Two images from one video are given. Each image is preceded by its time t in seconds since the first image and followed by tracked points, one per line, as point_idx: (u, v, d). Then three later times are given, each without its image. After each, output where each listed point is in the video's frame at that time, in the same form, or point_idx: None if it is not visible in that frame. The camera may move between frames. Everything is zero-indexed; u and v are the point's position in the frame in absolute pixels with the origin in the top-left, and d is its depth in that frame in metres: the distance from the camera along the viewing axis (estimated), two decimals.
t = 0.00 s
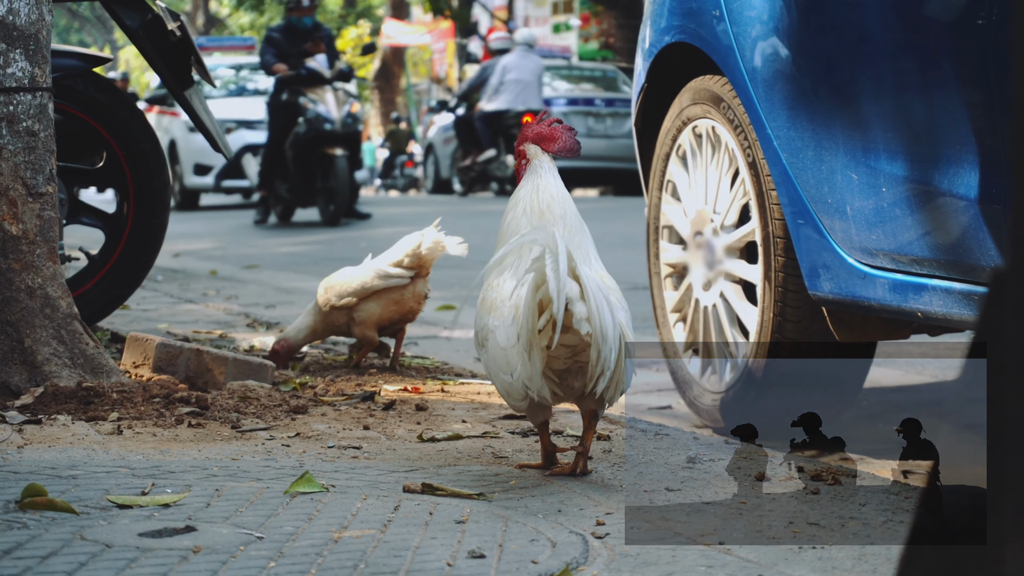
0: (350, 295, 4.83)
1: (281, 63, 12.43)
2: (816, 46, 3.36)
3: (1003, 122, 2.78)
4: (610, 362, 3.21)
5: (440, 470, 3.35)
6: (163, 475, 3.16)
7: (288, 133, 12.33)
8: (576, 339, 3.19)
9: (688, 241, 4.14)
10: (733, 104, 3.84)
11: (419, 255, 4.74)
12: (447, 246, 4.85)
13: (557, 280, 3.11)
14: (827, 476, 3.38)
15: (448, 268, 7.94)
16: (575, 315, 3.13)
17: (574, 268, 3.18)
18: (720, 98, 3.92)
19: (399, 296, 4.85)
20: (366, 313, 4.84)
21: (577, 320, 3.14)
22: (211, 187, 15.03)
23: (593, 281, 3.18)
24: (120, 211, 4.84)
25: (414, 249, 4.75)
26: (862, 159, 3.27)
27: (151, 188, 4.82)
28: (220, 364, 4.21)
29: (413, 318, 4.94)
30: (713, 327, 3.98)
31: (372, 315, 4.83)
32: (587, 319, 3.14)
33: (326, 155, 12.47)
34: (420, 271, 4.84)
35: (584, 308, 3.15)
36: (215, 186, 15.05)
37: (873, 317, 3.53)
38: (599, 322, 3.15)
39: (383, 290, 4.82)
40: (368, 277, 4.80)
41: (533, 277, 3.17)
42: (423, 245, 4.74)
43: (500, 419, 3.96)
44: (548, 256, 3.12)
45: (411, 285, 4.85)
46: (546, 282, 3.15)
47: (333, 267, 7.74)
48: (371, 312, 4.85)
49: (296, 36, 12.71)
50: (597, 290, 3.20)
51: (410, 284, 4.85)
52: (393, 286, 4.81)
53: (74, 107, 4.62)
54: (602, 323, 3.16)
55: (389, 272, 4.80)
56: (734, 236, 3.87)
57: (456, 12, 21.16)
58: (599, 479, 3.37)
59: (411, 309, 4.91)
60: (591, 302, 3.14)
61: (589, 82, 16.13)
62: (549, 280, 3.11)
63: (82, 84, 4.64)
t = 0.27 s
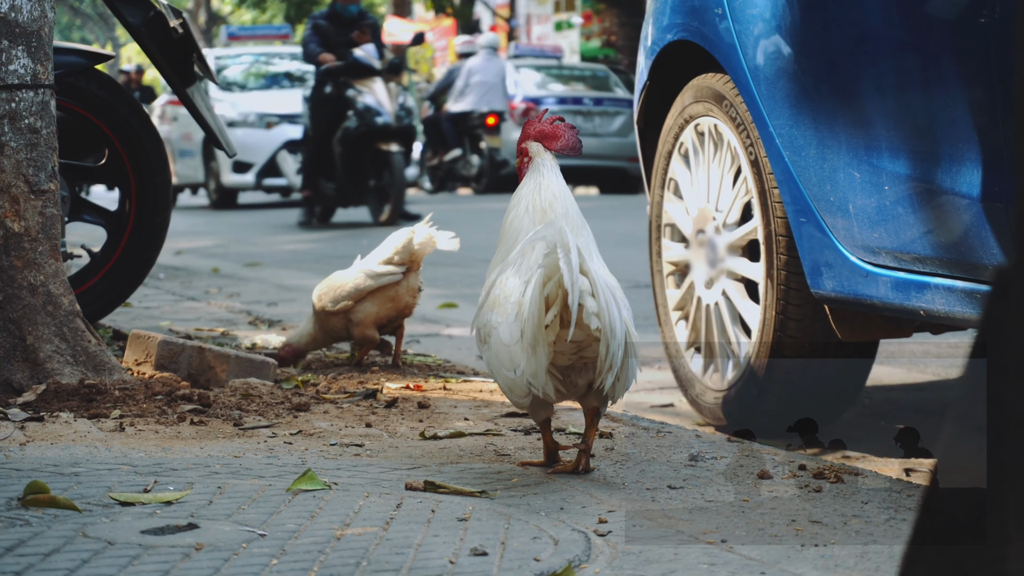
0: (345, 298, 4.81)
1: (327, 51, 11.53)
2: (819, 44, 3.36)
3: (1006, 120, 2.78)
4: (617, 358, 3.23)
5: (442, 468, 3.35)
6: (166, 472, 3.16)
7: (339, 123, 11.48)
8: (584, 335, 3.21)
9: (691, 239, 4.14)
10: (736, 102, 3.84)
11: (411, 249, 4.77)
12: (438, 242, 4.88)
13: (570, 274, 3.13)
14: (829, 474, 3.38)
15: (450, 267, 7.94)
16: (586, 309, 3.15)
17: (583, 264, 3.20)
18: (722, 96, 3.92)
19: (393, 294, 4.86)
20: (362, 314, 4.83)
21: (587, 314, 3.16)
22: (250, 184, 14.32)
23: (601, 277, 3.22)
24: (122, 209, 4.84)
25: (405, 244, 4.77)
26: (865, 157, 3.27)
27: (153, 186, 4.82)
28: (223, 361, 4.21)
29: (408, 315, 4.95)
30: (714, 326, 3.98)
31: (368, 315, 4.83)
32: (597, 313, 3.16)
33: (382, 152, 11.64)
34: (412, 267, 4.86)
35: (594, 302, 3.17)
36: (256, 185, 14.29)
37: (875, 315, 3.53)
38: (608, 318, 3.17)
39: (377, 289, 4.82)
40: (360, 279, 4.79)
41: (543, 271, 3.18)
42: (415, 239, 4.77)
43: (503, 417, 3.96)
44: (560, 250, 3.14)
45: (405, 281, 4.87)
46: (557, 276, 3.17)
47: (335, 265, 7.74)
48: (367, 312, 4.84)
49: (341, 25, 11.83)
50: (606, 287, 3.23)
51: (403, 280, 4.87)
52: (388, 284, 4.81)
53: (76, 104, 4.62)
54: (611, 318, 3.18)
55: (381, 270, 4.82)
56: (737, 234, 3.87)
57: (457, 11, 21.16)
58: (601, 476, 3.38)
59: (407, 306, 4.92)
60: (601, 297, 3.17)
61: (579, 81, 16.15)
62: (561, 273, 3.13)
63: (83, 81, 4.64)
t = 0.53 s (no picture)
0: (341, 297, 4.82)
1: (381, 42, 10.93)
2: (822, 43, 3.36)
3: (1011, 119, 2.78)
4: (616, 360, 3.22)
5: (444, 466, 3.35)
6: (167, 471, 3.16)
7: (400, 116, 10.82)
8: (583, 336, 3.20)
9: (693, 238, 4.14)
10: (739, 101, 3.84)
11: (410, 246, 4.80)
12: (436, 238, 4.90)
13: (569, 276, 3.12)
14: (831, 474, 3.38)
15: (452, 266, 7.94)
16: (584, 311, 3.14)
17: (584, 265, 3.19)
18: (725, 95, 3.92)
19: (390, 293, 4.89)
20: (359, 312, 4.86)
21: (585, 316, 3.14)
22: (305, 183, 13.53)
23: (603, 279, 3.20)
24: (124, 207, 4.84)
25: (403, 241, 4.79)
26: (867, 156, 3.26)
27: (155, 184, 4.82)
28: (224, 360, 4.21)
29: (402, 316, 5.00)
30: (716, 325, 3.99)
31: (365, 314, 4.86)
32: (596, 316, 3.15)
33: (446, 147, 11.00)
34: (408, 267, 4.90)
35: (592, 305, 3.16)
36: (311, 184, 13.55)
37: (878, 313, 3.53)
38: (607, 320, 3.16)
39: (375, 288, 4.85)
40: (357, 278, 4.80)
41: (542, 271, 3.17)
42: (412, 235, 4.81)
43: (505, 416, 3.96)
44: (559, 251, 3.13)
45: (401, 281, 4.91)
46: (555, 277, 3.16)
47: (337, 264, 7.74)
48: (364, 310, 4.86)
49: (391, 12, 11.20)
50: (607, 288, 3.21)
51: (401, 280, 4.90)
52: (384, 284, 4.84)
53: (78, 103, 4.61)
54: (610, 321, 3.16)
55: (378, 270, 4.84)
56: (739, 233, 3.87)
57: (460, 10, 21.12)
58: (603, 475, 3.38)
59: (401, 307, 4.97)
60: (600, 299, 3.15)
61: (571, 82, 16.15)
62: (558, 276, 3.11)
63: (86, 79, 4.63)
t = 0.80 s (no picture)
0: (340, 297, 4.90)
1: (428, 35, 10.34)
2: (823, 43, 3.35)
3: (1011, 121, 2.77)
4: (626, 358, 3.24)
5: (444, 467, 3.36)
6: (167, 472, 3.16)
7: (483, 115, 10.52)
8: (593, 335, 3.21)
9: (693, 239, 4.14)
10: (740, 102, 3.84)
11: (409, 248, 4.91)
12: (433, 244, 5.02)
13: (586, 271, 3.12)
14: (831, 475, 3.38)
15: (453, 266, 7.94)
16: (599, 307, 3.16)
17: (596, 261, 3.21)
18: (726, 96, 3.92)
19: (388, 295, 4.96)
20: (358, 312, 4.87)
21: (601, 311, 3.16)
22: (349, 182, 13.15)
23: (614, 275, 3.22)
24: (125, 207, 4.84)
25: (404, 243, 4.92)
26: (868, 157, 3.26)
27: (156, 184, 4.82)
28: (225, 360, 4.21)
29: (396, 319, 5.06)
30: (717, 325, 3.99)
31: (363, 314, 4.87)
32: (610, 312, 3.17)
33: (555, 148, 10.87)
34: (406, 270, 4.99)
35: (606, 301, 3.18)
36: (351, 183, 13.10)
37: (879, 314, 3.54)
38: (620, 317, 3.18)
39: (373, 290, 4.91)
40: (357, 277, 4.89)
41: (552, 268, 3.17)
42: (411, 237, 4.92)
43: (505, 417, 3.96)
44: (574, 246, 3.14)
45: (400, 285, 4.99)
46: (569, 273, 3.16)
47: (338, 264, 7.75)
48: (363, 310, 4.87)
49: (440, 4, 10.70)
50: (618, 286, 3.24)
51: (399, 284, 4.99)
52: (383, 285, 4.91)
53: (79, 103, 4.61)
54: (623, 318, 3.19)
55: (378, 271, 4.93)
56: (740, 234, 3.87)
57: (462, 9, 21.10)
58: (604, 476, 3.38)
59: (397, 310, 5.03)
60: (615, 295, 3.17)
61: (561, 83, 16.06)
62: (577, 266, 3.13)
63: (87, 79, 4.63)
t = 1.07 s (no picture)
0: (328, 305, 4.83)
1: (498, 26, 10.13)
2: (824, 45, 3.35)
3: (1011, 124, 2.77)
4: (630, 357, 3.26)
5: (444, 469, 3.36)
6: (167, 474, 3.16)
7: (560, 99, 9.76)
8: (597, 335, 3.22)
9: (694, 241, 4.14)
10: (740, 104, 3.84)
11: (387, 251, 4.91)
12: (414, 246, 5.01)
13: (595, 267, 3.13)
14: (832, 477, 3.38)
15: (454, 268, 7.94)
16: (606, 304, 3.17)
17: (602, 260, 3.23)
18: (727, 98, 3.92)
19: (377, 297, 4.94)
20: (348, 316, 4.84)
21: (607, 309, 3.18)
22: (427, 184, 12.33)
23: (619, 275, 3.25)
24: (126, 209, 4.85)
25: (381, 246, 4.92)
26: (869, 160, 3.26)
27: (157, 186, 4.82)
28: (225, 362, 4.22)
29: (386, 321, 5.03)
30: (718, 327, 3.99)
31: (355, 318, 4.85)
32: (616, 310, 3.19)
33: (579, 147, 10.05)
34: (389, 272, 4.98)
35: (613, 299, 3.20)
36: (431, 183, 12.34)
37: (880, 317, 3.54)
38: (625, 315, 3.21)
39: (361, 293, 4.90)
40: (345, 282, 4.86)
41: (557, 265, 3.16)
42: (388, 240, 4.93)
43: (506, 419, 3.96)
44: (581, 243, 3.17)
45: (386, 286, 4.97)
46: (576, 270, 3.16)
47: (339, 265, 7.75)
48: (353, 314, 4.85)
49: None
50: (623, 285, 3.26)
51: (386, 285, 4.97)
52: (370, 288, 4.90)
53: (78, 104, 4.62)
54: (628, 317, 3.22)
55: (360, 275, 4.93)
56: (740, 236, 3.87)
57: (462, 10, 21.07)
58: (604, 479, 3.38)
59: (387, 312, 5.01)
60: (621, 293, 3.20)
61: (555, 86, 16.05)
62: (583, 265, 3.13)
63: (88, 80, 4.64)
